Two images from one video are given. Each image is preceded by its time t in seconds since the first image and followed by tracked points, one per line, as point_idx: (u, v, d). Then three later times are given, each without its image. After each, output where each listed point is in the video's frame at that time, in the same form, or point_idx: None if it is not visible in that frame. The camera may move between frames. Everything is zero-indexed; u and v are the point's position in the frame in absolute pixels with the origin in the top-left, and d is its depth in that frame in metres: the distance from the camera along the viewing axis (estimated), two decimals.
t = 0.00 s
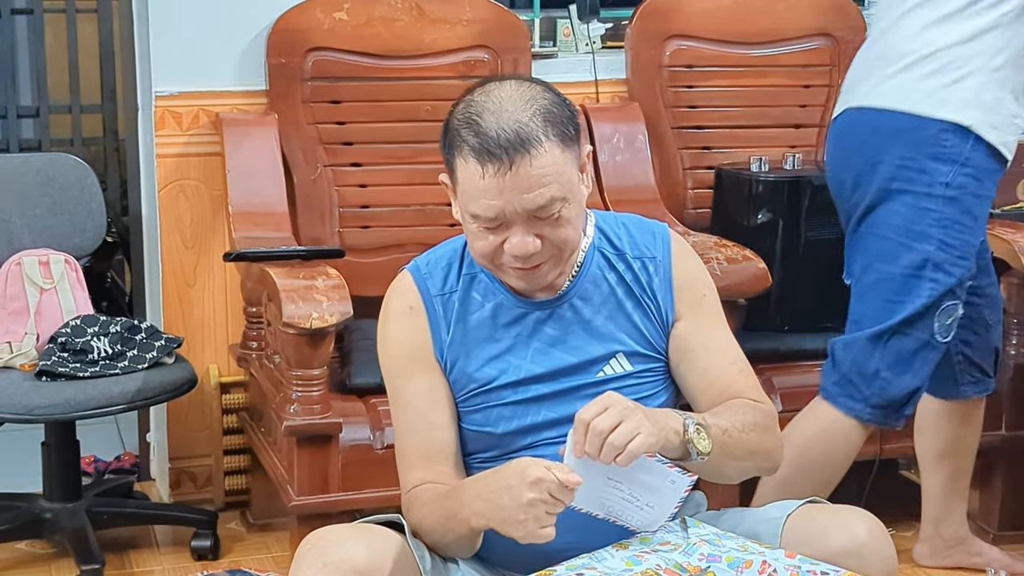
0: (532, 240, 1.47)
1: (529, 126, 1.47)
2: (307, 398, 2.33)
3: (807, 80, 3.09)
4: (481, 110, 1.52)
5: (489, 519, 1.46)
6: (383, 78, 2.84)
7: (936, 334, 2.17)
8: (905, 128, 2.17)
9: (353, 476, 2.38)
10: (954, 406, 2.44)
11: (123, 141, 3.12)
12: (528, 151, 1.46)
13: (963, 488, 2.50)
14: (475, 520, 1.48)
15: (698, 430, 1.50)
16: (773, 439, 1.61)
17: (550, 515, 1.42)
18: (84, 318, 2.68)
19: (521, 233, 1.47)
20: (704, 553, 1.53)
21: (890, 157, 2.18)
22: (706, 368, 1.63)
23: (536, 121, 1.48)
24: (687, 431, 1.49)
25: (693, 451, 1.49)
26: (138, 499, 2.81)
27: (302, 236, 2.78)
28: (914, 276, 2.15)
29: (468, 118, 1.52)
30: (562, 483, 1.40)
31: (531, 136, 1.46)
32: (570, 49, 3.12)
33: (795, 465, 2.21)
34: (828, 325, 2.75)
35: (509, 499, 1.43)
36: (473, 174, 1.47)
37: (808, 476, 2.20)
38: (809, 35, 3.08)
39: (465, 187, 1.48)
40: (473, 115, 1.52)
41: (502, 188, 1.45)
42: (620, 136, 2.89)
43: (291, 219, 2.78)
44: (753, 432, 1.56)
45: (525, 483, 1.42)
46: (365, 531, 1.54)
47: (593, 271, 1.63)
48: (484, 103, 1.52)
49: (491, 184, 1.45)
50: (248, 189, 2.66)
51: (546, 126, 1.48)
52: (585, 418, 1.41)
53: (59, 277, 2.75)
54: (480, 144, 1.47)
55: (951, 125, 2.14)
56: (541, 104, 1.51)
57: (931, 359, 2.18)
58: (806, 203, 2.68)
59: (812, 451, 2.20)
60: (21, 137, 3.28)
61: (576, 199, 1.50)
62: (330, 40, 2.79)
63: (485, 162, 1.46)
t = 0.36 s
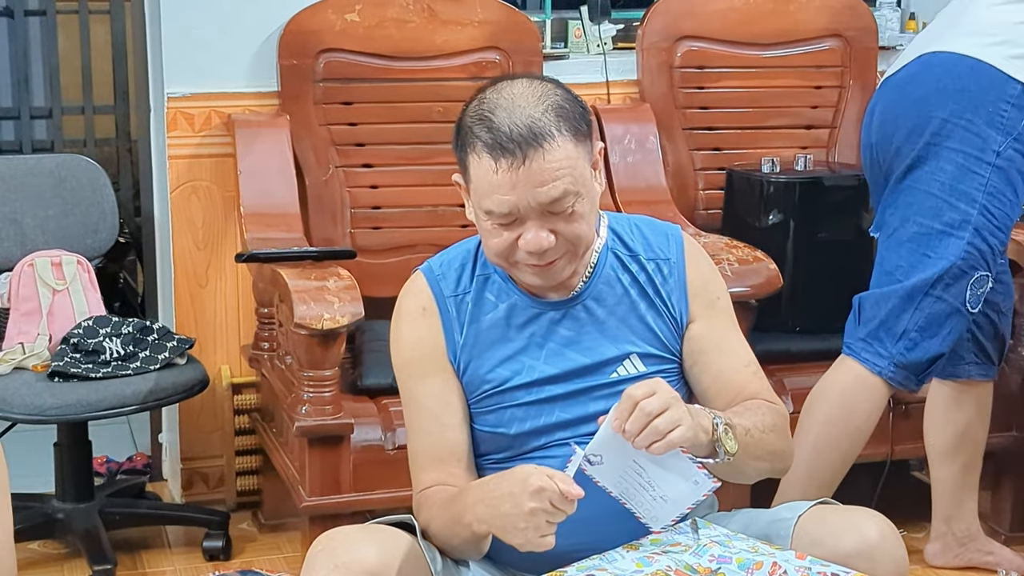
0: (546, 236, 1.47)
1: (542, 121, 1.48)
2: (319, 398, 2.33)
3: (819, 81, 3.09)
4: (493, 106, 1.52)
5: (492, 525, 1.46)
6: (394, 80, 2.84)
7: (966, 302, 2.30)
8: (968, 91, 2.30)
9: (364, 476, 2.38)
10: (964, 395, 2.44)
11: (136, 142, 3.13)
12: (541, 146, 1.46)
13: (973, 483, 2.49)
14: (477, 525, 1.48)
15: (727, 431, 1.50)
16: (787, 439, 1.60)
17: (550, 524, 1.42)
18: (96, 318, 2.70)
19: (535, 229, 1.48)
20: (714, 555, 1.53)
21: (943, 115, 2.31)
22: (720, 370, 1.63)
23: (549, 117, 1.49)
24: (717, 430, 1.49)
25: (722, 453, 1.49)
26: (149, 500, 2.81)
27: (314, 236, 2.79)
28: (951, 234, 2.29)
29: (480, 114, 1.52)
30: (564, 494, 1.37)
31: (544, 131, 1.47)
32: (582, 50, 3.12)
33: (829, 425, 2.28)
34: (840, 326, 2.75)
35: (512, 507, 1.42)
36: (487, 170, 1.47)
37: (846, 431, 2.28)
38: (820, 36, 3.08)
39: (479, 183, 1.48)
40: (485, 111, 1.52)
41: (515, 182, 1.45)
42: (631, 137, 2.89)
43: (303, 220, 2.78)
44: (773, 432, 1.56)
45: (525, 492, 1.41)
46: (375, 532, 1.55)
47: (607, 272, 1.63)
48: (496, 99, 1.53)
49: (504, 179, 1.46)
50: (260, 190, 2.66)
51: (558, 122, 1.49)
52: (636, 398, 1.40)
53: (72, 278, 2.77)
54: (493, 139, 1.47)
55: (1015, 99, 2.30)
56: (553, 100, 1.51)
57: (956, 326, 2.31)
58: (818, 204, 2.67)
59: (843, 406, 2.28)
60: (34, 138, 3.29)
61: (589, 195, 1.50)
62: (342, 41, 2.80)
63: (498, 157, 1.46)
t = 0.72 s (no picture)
0: (554, 230, 1.47)
1: (549, 114, 1.48)
2: (328, 398, 2.33)
3: (827, 81, 3.09)
4: (500, 98, 1.52)
5: (492, 526, 1.45)
6: (403, 80, 2.84)
7: (967, 277, 2.28)
8: (965, 71, 2.31)
9: (373, 476, 2.38)
10: (976, 392, 2.45)
11: (144, 142, 3.14)
12: (548, 139, 1.46)
13: (983, 483, 2.49)
14: (476, 526, 1.48)
15: (739, 446, 1.50)
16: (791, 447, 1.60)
17: (550, 521, 1.41)
18: (105, 318, 2.70)
19: (544, 223, 1.47)
20: (724, 556, 1.53)
21: (943, 96, 2.32)
22: (727, 373, 1.63)
23: (556, 111, 1.49)
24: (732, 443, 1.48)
25: (730, 466, 1.49)
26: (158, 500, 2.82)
27: (322, 237, 2.79)
28: (950, 210, 2.28)
29: (488, 108, 1.52)
30: (559, 491, 1.38)
31: (551, 124, 1.47)
32: (590, 51, 3.12)
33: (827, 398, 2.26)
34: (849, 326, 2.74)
35: (510, 507, 1.42)
36: (495, 163, 1.47)
37: (843, 405, 2.25)
38: (829, 36, 3.08)
39: (487, 177, 1.48)
40: (493, 104, 1.52)
41: (523, 174, 1.45)
42: (640, 137, 2.88)
43: (311, 221, 2.78)
44: (780, 441, 1.56)
45: (521, 491, 1.40)
46: (383, 533, 1.55)
47: (615, 272, 1.62)
48: (504, 93, 1.53)
49: (512, 171, 1.46)
50: (269, 191, 2.66)
51: (566, 115, 1.49)
52: (677, 409, 1.41)
53: (81, 278, 2.77)
54: (501, 132, 1.47)
55: (1017, 79, 2.28)
56: (560, 95, 1.52)
57: (957, 303, 2.29)
58: (827, 204, 2.67)
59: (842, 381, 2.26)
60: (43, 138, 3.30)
61: (597, 190, 1.50)
62: (350, 42, 2.80)
63: (506, 150, 1.47)
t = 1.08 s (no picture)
0: (560, 226, 1.47)
1: (552, 111, 1.49)
2: (328, 398, 2.33)
3: (828, 81, 3.09)
4: (502, 98, 1.53)
5: (498, 529, 1.45)
6: (404, 80, 2.84)
7: (919, 280, 2.17)
8: (900, 81, 2.22)
9: (374, 476, 2.38)
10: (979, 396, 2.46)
11: (145, 143, 3.14)
12: (552, 134, 1.47)
13: (988, 484, 2.49)
14: (482, 527, 1.48)
15: (738, 470, 1.52)
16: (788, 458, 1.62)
17: (555, 533, 1.41)
18: (106, 318, 2.71)
19: (549, 220, 1.47)
20: (724, 556, 1.53)
21: (882, 106, 2.24)
22: (726, 375, 1.64)
23: (558, 107, 1.50)
24: (732, 467, 1.52)
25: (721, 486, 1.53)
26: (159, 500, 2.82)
27: (323, 237, 2.79)
28: (890, 217, 2.19)
29: (489, 107, 1.52)
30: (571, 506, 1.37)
31: (554, 120, 1.48)
32: (591, 51, 3.12)
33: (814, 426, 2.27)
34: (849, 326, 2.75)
35: (521, 513, 1.42)
36: (500, 160, 1.47)
37: (832, 440, 2.25)
38: (830, 36, 3.08)
39: (491, 175, 1.48)
40: (494, 104, 1.52)
41: (529, 171, 1.46)
42: (641, 137, 2.88)
43: (312, 221, 2.79)
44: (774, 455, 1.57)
45: (537, 499, 1.40)
46: (383, 534, 1.55)
47: (616, 273, 1.63)
48: (505, 92, 1.53)
49: (517, 168, 1.46)
50: (270, 191, 2.67)
51: (568, 112, 1.50)
52: (700, 445, 1.43)
53: (81, 278, 2.77)
54: (505, 130, 1.48)
55: (945, 79, 2.17)
56: (562, 93, 1.52)
57: (915, 306, 2.18)
58: (829, 203, 2.67)
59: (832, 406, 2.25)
60: (44, 138, 3.31)
61: (601, 186, 1.50)
62: (351, 42, 2.80)
63: (511, 146, 1.47)
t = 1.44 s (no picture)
0: (571, 229, 1.47)
1: (565, 113, 1.50)
2: (327, 398, 2.33)
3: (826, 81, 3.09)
4: (514, 100, 1.53)
5: (508, 527, 1.47)
6: (403, 80, 2.84)
7: (838, 319, 1.98)
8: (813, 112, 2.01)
9: (373, 476, 2.39)
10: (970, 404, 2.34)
11: (144, 142, 3.14)
12: (566, 137, 1.47)
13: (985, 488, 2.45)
14: (493, 524, 1.49)
15: (729, 483, 1.51)
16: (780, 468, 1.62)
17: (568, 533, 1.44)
18: (104, 318, 2.70)
19: (561, 223, 1.47)
20: (721, 555, 1.54)
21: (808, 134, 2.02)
22: (723, 382, 1.64)
23: (571, 110, 1.50)
24: (722, 480, 1.50)
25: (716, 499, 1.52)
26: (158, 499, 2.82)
27: (322, 237, 2.79)
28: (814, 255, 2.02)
29: (501, 109, 1.53)
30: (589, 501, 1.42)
31: (568, 122, 1.48)
32: (589, 51, 3.12)
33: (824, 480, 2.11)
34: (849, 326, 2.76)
35: (534, 510, 1.44)
36: (513, 162, 1.48)
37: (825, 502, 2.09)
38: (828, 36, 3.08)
39: (504, 177, 1.48)
40: (506, 107, 1.53)
41: (543, 173, 1.46)
42: (640, 137, 2.89)
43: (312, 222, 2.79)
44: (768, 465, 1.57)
45: (551, 496, 1.43)
46: (382, 534, 1.54)
47: (619, 276, 1.63)
48: (517, 94, 1.54)
49: (531, 170, 1.46)
50: (269, 191, 2.67)
51: (580, 115, 1.50)
52: (679, 454, 1.43)
53: (80, 278, 2.77)
54: (519, 131, 1.48)
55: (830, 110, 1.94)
56: (574, 95, 1.53)
57: (840, 346, 2.00)
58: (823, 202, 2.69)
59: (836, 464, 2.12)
60: (44, 138, 3.31)
61: (611, 190, 1.51)
62: (350, 42, 2.80)
63: (525, 148, 1.47)
